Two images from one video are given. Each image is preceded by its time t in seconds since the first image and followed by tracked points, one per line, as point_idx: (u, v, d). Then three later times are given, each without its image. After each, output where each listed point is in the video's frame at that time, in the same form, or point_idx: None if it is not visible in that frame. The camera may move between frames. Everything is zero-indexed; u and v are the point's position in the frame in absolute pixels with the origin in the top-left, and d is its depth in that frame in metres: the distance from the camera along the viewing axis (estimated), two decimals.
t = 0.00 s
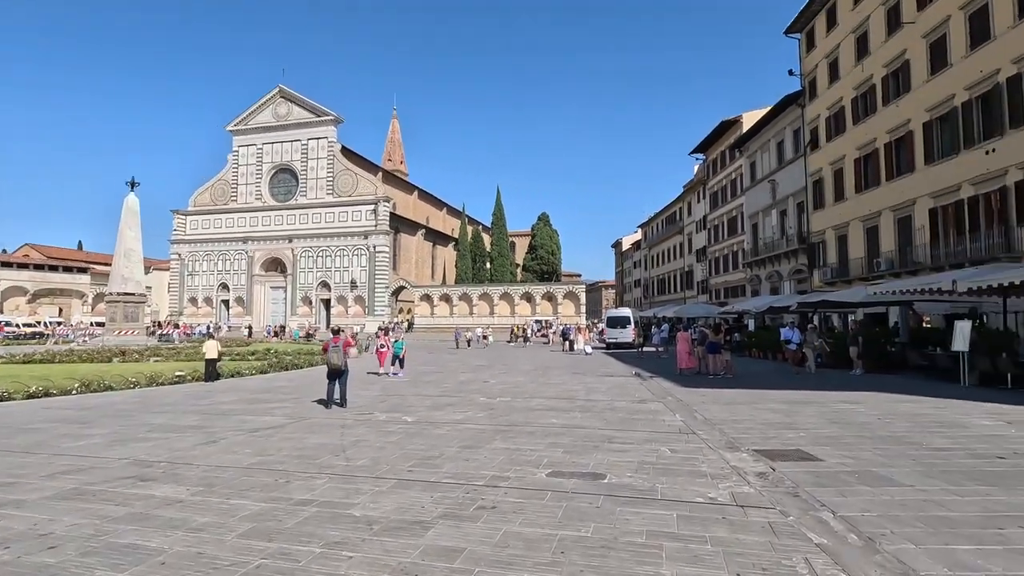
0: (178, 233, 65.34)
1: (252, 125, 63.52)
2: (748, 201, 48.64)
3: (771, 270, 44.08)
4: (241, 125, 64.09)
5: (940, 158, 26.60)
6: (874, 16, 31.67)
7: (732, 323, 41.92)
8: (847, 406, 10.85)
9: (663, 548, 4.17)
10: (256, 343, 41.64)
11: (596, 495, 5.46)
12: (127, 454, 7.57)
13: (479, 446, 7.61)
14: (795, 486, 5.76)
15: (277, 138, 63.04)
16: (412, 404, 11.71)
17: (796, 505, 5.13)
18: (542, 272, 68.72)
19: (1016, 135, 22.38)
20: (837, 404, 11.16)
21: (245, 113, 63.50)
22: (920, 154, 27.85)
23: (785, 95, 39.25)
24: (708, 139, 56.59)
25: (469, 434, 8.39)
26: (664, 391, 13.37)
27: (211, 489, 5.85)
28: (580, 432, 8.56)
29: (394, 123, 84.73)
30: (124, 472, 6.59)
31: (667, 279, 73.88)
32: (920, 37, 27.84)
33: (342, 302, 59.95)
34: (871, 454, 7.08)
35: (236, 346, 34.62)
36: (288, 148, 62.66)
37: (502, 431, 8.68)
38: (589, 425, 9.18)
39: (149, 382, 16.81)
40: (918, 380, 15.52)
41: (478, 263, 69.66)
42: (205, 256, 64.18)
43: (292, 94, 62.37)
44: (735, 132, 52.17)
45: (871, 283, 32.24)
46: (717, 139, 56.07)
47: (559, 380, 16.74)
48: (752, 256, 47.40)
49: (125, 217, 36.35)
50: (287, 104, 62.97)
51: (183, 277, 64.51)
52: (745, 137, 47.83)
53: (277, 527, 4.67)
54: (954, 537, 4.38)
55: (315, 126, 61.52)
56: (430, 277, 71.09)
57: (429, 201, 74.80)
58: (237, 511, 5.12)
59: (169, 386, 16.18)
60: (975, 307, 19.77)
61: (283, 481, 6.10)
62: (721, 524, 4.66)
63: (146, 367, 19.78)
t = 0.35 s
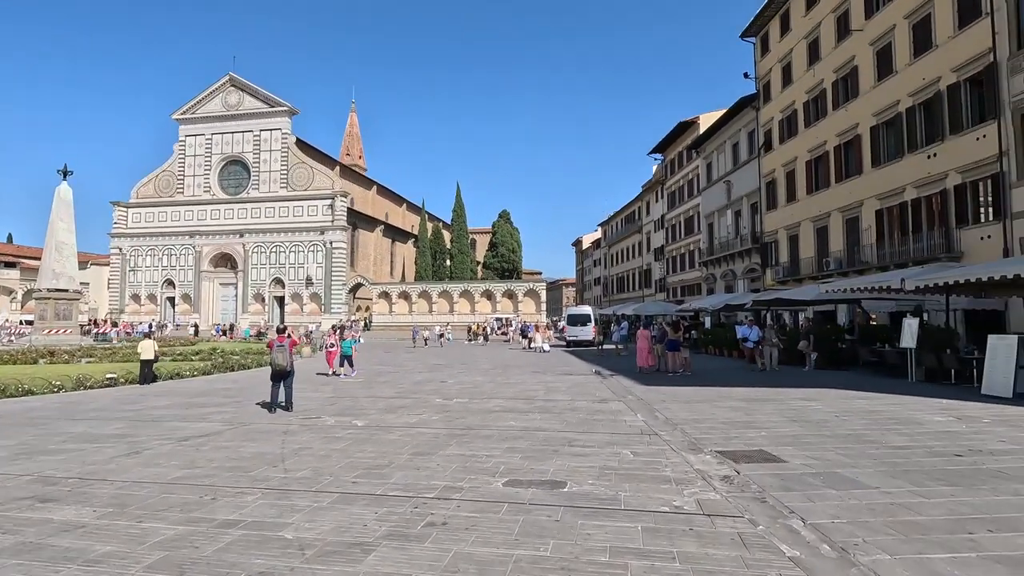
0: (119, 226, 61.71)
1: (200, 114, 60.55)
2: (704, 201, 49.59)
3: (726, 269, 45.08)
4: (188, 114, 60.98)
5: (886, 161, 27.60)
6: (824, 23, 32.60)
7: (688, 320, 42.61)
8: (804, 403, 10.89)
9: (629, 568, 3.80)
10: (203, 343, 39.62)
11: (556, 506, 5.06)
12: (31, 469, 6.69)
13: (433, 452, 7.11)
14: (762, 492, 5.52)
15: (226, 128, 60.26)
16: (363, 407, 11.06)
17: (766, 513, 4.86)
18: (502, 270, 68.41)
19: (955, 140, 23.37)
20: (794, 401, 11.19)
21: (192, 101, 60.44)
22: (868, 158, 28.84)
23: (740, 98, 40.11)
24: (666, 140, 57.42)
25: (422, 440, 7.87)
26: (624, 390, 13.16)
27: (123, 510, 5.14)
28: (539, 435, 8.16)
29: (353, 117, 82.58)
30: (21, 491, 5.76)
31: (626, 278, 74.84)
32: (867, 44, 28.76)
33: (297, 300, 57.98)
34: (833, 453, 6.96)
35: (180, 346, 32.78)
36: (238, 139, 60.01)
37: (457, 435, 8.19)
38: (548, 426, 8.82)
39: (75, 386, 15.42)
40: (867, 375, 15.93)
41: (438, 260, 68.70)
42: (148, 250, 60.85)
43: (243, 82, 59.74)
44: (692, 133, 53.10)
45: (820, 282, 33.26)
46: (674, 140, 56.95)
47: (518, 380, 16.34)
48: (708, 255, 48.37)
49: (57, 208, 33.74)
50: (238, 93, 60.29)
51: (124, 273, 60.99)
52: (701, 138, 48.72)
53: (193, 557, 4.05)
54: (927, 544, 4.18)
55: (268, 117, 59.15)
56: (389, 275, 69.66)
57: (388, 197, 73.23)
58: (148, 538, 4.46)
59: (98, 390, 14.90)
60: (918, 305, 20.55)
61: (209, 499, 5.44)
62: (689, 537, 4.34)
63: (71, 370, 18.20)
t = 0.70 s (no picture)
0: (104, 225, 60.60)
1: (187, 111, 59.58)
2: (696, 200, 49.38)
3: (719, 268, 44.88)
4: (174, 111, 59.99)
5: (880, 159, 27.48)
6: (817, 21, 32.45)
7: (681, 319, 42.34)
8: (805, 405, 10.57)
9: None
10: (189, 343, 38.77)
11: (550, 522, 4.63)
12: None
13: (419, 460, 6.67)
14: (773, 503, 5.13)
15: (214, 125, 59.30)
16: (349, 410, 10.57)
17: (779, 528, 4.47)
18: (494, 269, 68.01)
19: (950, 138, 23.24)
20: (795, 403, 10.87)
21: (179, 98, 59.44)
22: (861, 156, 28.71)
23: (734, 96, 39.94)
24: (659, 139, 57.23)
25: (409, 446, 7.44)
26: (620, 391, 12.82)
27: (73, 529, 4.65)
28: (533, 440, 7.77)
29: (343, 115, 81.77)
30: None
31: (618, 277, 74.65)
32: (861, 41, 28.62)
33: (286, 300, 57.19)
34: (842, 459, 6.60)
35: (165, 347, 31.98)
36: (226, 137, 59.10)
37: (446, 441, 7.76)
38: (542, 431, 8.42)
39: (49, 389, 14.77)
40: (865, 376, 15.70)
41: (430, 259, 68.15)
42: (135, 249, 59.79)
43: (231, 79, 58.82)
44: (684, 131, 52.93)
45: (814, 280, 33.12)
46: (666, 138, 56.76)
47: (510, 380, 15.94)
48: (700, 254, 48.18)
49: (38, 205, 32.89)
50: (226, 90, 59.38)
51: (109, 273, 59.89)
52: (694, 137, 48.53)
53: None
54: (958, 563, 3.81)
55: (257, 114, 58.28)
56: (380, 274, 68.98)
57: (379, 196, 72.53)
58: (97, 562, 3.99)
59: (72, 393, 14.25)
60: (914, 303, 20.41)
61: (172, 514, 4.97)
62: (698, 556, 3.95)
63: (45, 373, 17.48)
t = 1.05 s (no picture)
0: (98, 226, 59.92)
1: (182, 111, 58.93)
2: (696, 199, 48.94)
3: (719, 267, 44.43)
4: (169, 111, 59.36)
5: (883, 157, 27.09)
6: (819, 18, 32.06)
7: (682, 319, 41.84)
8: (818, 410, 10.10)
9: None
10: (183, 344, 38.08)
11: (559, 551, 4.14)
12: None
13: (414, 476, 6.17)
14: (803, 526, 4.65)
15: (209, 125, 58.69)
16: (342, 418, 10.07)
17: (816, 558, 3.99)
18: (492, 269, 67.51)
19: (956, 135, 22.84)
20: (808, 408, 10.41)
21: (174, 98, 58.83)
22: (864, 154, 28.31)
23: (734, 94, 39.56)
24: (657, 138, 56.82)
25: (404, 458, 6.94)
26: (624, 396, 12.34)
27: (24, 562, 4.14)
28: (536, 452, 7.27)
29: (340, 115, 81.18)
30: None
31: (617, 277, 74.21)
32: (864, 38, 28.22)
33: (283, 301, 56.56)
34: (870, 472, 6.11)
35: (158, 349, 31.41)
36: (222, 137, 58.49)
37: (443, 452, 7.27)
38: (546, 441, 7.93)
39: (32, 395, 14.23)
40: (875, 378, 15.25)
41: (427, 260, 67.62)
42: (129, 250, 59.12)
43: (226, 78, 58.21)
44: (683, 130, 52.52)
45: (816, 280, 32.74)
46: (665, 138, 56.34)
47: (510, 383, 15.45)
48: (700, 254, 47.74)
49: (28, 205, 32.25)
50: (221, 89, 58.77)
51: (104, 274, 59.19)
52: (693, 136, 48.11)
53: None
54: None
55: (253, 113, 57.68)
56: (377, 275, 68.43)
57: (376, 196, 71.99)
58: None
59: (56, 400, 13.68)
60: (922, 303, 20.00)
61: (137, 542, 4.45)
62: None
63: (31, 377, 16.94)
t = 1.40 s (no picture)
0: (99, 227, 59.63)
1: (183, 111, 58.62)
2: (701, 198, 48.39)
3: (725, 267, 43.87)
4: (170, 112, 59.01)
5: (894, 154, 26.56)
6: (827, 14, 31.55)
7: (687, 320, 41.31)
8: (840, 416, 9.61)
9: None
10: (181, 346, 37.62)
11: None
12: None
13: (415, 489, 5.70)
14: (849, 552, 4.16)
15: (210, 126, 58.34)
16: (341, 424, 9.60)
17: None
18: (494, 270, 67.07)
19: (971, 131, 22.29)
20: (828, 414, 9.92)
21: (175, 98, 58.50)
22: (874, 151, 27.78)
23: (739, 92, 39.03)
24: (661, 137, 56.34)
25: (404, 470, 6.48)
26: (634, 400, 11.87)
27: None
28: (546, 462, 6.80)
29: (342, 116, 80.85)
30: None
31: (620, 277, 73.72)
32: (873, 33, 27.69)
33: (284, 301, 56.19)
34: (909, 486, 5.63)
35: (157, 351, 31.01)
36: (223, 137, 58.12)
37: (446, 463, 6.80)
38: (556, 449, 7.46)
39: (23, 398, 13.84)
40: (891, 380, 14.77)
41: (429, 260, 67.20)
42: (131, 251, 58.80)
43: (227, 78, 57.82)
44: (688, 129, 52.02)
45: (824, 280, 32.22)
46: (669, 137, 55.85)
47: (515, 387, 14.98)
48: (705, 254, 47.22)
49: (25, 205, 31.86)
50: (222, 89, 58.38)
51: (105, 275, 58.87)
52: (698, 135, 47.61)
53: None
54: None
55: (254, 113, 57.32)
56: (379, 275, 68.03)
57: (378, 196, 71.61)
58: None
59: (47, 404, 13.23)
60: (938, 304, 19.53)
61: (105, 571, 3.98)
62: None
63: (24, 380, 16.53)
